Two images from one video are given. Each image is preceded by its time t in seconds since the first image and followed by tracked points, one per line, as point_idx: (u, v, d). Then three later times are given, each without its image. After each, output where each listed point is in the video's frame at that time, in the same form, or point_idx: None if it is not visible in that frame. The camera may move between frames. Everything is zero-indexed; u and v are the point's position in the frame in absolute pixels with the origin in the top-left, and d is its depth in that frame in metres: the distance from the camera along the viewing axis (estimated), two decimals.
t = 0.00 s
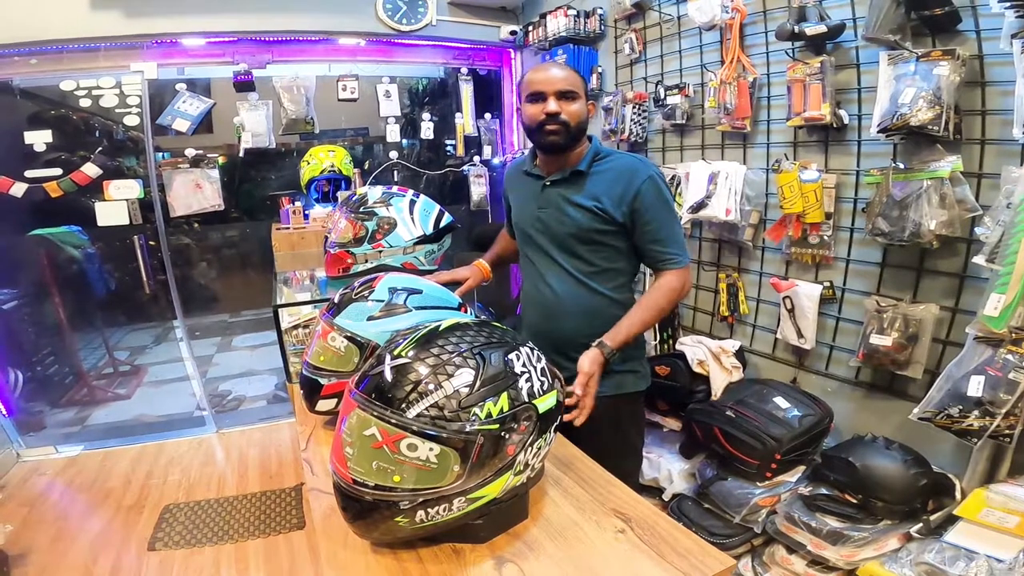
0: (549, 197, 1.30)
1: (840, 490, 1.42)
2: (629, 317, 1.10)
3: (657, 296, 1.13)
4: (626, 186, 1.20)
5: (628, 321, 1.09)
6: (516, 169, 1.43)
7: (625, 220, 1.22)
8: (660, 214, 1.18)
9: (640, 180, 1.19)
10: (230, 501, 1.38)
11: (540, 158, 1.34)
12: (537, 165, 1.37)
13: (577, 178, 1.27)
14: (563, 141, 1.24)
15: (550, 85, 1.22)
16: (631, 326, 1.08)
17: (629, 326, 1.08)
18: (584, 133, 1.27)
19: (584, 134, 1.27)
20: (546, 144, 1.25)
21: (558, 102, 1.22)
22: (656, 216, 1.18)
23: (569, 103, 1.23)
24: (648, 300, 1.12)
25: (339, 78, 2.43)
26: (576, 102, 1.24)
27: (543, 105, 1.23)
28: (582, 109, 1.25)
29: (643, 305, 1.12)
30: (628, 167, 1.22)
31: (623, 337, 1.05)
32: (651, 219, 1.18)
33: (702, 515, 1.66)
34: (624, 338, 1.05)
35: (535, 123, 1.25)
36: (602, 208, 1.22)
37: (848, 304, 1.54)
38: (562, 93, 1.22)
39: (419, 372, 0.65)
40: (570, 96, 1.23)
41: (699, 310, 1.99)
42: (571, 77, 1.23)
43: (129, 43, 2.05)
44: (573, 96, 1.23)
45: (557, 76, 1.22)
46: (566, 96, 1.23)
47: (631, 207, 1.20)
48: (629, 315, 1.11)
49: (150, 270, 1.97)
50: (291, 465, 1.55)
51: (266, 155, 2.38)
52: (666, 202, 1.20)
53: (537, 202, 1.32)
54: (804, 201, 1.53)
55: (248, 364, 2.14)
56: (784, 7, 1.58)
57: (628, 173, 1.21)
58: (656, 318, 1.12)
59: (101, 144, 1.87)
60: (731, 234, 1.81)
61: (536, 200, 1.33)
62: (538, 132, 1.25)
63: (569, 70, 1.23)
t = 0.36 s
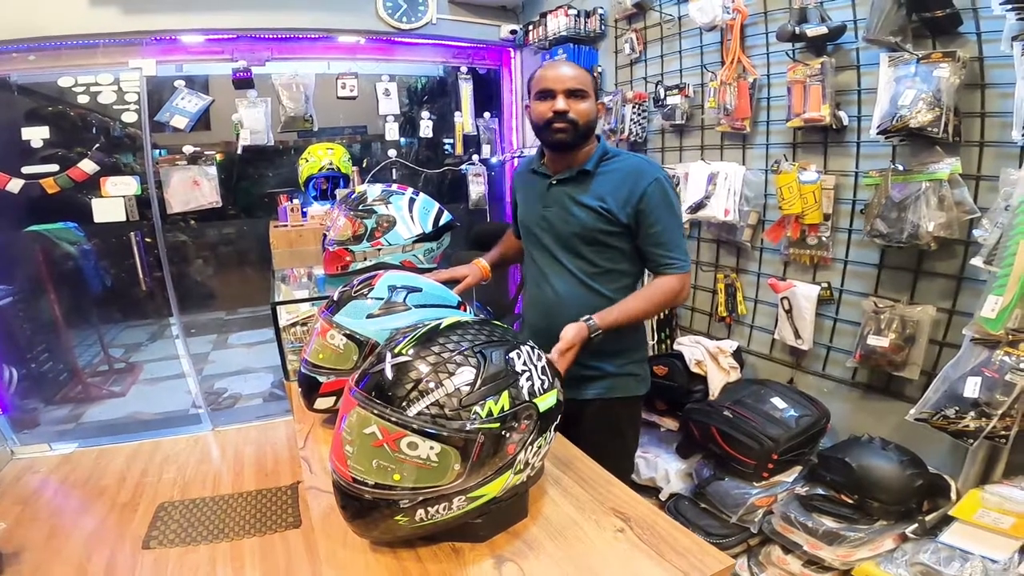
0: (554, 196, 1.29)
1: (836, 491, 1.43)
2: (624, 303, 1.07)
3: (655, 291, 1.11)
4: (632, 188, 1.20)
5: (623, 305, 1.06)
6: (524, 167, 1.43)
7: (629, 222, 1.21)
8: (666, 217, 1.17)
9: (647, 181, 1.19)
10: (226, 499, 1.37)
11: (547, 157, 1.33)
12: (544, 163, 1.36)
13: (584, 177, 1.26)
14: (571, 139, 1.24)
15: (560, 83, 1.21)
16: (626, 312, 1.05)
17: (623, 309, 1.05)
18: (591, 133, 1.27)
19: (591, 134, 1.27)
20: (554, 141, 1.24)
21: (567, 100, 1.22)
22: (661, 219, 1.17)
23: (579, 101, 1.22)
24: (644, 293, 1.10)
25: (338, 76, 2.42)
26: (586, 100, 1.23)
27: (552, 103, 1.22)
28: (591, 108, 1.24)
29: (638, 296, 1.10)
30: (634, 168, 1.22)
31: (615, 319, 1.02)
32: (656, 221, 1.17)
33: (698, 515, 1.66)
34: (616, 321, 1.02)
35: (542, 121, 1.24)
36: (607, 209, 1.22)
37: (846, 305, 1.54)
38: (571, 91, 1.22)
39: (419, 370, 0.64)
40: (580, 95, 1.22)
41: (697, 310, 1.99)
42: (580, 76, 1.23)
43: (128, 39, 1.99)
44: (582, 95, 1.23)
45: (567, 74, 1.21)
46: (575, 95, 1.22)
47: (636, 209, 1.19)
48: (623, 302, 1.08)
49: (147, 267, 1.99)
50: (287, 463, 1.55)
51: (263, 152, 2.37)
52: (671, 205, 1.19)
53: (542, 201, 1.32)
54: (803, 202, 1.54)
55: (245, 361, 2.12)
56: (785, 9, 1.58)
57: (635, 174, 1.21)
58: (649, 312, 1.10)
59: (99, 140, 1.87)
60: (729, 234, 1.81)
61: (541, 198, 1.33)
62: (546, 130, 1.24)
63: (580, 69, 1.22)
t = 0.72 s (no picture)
0: (575, 194, 1.27)
1: (846, 490, 1.42)
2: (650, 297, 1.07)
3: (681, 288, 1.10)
4: (656, 187, 1.17)
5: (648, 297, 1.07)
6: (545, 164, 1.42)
7: (652, 222, 1.19)
8: (690, 218, 1.15)
9: (671, 180, 1.16)
10: (233, 497, 1.38)
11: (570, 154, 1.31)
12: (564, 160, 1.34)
13: (605, 175, 1.24)
14: (595, 136, 1.22)
15: (597, 78, 1.20)
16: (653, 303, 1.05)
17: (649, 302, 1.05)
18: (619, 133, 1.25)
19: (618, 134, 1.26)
20: (575, 136, 1.23)
21: (599, 96, 1.20)
22: (685, 220, 1.15)
23: (611, 98, 1.21)
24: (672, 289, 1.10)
25: (344, 74, 2.41)
26: (618, 99, 1.21)
27: (583, 96, 1.21)
28: (623, 108, 1.23)
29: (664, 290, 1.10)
30: (659, 166, 1.19)
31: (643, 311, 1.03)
32: (680, 222, 1.15)
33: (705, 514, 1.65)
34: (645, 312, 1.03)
35: (569, 113, 1.23)
36: (629, 209, 1.20)
37: (856, 304, 1.53)
38: (606, 88, 1.21)
39: (427, 369, 0.64)
40: (613, 93, 1.21)
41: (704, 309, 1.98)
42: (617, 72, 1.21)
43: (137, 38, 2.03)
44: (616, 93, 1.21)
45: (604, 69, 1.20)
46: (608, 92, 1.21)
47: (659, 209, 1.17)
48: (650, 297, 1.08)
49: (154, 265, 1.96)
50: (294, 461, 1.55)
51: (270, 151, 2.38)
52: (696, 205, 1.15)
53: (562, 199, 1.30)
54: (813, 201, 1.52)
55: (252, 360, 2.10)
56: (794, 6, 1.56)
57: (659, 173, 1.18)
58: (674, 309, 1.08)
59: (107, 138, 1.87)
60: (737, 232, 1.80)
61: (561, 196, 1.31)
62: (570, 122, 1.23)
63: (619, 66, 1.21)
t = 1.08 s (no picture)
0: (607, 196, 1.19)
1: (857, 496, 1.40)
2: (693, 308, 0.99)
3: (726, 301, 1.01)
4: (696, 192, 1.09)
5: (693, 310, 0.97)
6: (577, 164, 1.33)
7: (690, 228, 1.11)
8: (732, 227, 1.07)
9: (713, 185, 1.08)
10: (239, 500, 1.37)
11: (606, 152, 1.23)
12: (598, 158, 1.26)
13: (641, 176, 1.15)
14: (635, 134, 1.14)
15: (650, 75, 1.14)
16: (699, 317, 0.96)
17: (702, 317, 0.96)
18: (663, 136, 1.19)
19: (662, 135, 1.19)
20: (613, 132, 1.16)
21: (648, 93, 1.14)
22: (727, 228, 1.07)
23: (659, 97, 1.14)
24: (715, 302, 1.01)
25: (351, 78, 2.42)
26: (668, 99, 1.15)
27: (632, 91, 1.14)
28: (671, 111, 1.16)
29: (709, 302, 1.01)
30: (700, 169, 1.11)
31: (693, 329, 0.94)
32: (721, 231, 1.07)
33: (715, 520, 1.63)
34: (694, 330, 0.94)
35: (612, 107, 1.16)
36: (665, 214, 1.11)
37: (868, 309, 1.51)
38: (657, 87, 1.14)
39: (435, 376, 0.63)
40: (664, 93, 1.14)
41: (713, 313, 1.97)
42: (670, 69, 1.14)
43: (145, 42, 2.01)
44: (666, 92, 1.14)
45: (659, 66, 1.13)
46: (659, 92, 1.14)
47: (699, 215, 1.09)
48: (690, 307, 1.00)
49: (164, 269, 2.00)
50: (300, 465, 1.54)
51: (278, 154, 2.39)
52: (739, 213, 1.07)
53: (593, 200, 1.21)
54: (824, 204, 1.51)
55: (261, 363, 2.12)
56: (803, 8, 1.55)
57: (700, 176, 1.10)
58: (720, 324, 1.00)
59: (117, 142, 1.89)
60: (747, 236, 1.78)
61: (592, 197, 1.22)
62: (610, 117, 1.16)
63: (675, 64, 1.14)
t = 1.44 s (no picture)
0: (630, 206, 1.17)
1: (862, 500, 1.39)
2: (704, 392, 0.98)
3: (739, 370, 0.99)
4: (721, 213, 1.06)
5: (705, 397, 0.96)
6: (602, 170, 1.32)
7: (714, 248, 1.08)
8: (757, 251, 1.03)
9: (741, 205, 1.05)
10: (239, 506, 1.36)
11: (633, 158, 1.21)
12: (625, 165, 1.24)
13: (666, 189, 1.14)
14: (662, 142, 1.12)
15: (687, 79, 1.09)
16: (715, 405, 0.96)
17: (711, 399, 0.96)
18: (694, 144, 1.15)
19: (693, 144, 1.15)
20: (641, 138, 1.13)
21: (681, 100, 1.09)
22: (752, 252, 1.03)
23: (693, 104, 1.10)
24: (728, 375, 0.99)
25: (350, 83, 2.42)
26: (701, 107, 1.10)
27: (663, 96, 1.10)
28: (705, 119, 1.12)
29: (723, 380, 0.99)
30: (728, 187, 1.08)
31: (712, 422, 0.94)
32: (743, 255, 1.04)
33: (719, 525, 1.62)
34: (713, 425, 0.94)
35: (640, 111, 1.12)
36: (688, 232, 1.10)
37: (871, 313, 1.50)
38: (692, 93, 1.10)
39: (436, 384, 0.62)
40: (699, 99, 1.10)
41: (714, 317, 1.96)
42: (706, 77, 1.09)
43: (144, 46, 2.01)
44: (701, 99, 1.10)
45: (695, 71, 1.08)
46: (694, 98, 1.10)
47: (723, 235, 1.06)
48: (703, 387, 0.99)
49: (163, 275, 1.96)
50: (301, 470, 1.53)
51: (277, 159, 2.39)
52: (766, 238, 1.04)
53: (616, 209, 1.20)
54: (825, 207, 1.50)
55: (260, 368, 2.10)
56: (803, 11, 1.55)
57: (727, 195, 1.07)
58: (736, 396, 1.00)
59: (116, 148, 1.87)
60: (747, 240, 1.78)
61: (616, 207, 1.21)
62: (640, 122, 1.13)
63: (713, 70, 1.10)
